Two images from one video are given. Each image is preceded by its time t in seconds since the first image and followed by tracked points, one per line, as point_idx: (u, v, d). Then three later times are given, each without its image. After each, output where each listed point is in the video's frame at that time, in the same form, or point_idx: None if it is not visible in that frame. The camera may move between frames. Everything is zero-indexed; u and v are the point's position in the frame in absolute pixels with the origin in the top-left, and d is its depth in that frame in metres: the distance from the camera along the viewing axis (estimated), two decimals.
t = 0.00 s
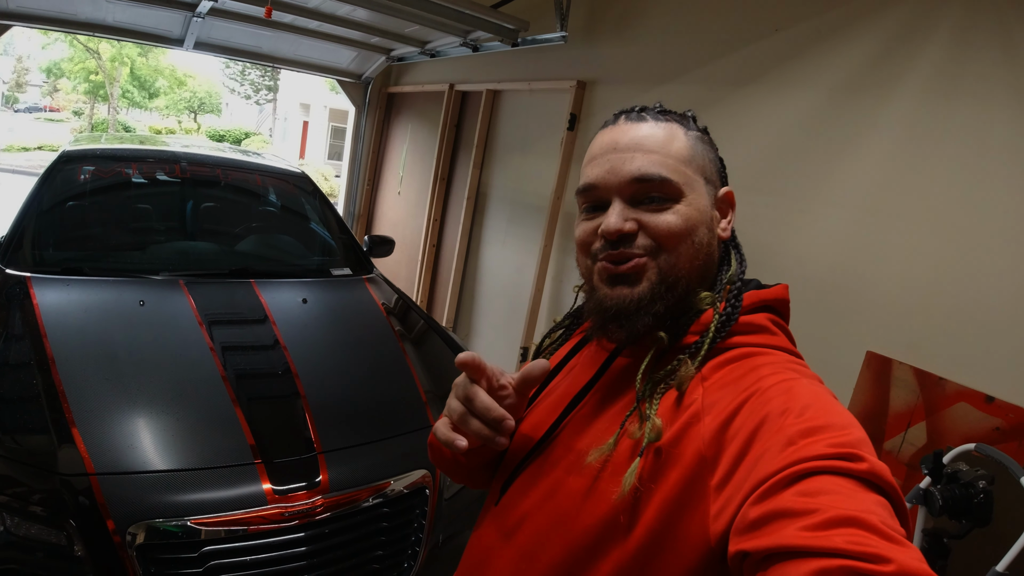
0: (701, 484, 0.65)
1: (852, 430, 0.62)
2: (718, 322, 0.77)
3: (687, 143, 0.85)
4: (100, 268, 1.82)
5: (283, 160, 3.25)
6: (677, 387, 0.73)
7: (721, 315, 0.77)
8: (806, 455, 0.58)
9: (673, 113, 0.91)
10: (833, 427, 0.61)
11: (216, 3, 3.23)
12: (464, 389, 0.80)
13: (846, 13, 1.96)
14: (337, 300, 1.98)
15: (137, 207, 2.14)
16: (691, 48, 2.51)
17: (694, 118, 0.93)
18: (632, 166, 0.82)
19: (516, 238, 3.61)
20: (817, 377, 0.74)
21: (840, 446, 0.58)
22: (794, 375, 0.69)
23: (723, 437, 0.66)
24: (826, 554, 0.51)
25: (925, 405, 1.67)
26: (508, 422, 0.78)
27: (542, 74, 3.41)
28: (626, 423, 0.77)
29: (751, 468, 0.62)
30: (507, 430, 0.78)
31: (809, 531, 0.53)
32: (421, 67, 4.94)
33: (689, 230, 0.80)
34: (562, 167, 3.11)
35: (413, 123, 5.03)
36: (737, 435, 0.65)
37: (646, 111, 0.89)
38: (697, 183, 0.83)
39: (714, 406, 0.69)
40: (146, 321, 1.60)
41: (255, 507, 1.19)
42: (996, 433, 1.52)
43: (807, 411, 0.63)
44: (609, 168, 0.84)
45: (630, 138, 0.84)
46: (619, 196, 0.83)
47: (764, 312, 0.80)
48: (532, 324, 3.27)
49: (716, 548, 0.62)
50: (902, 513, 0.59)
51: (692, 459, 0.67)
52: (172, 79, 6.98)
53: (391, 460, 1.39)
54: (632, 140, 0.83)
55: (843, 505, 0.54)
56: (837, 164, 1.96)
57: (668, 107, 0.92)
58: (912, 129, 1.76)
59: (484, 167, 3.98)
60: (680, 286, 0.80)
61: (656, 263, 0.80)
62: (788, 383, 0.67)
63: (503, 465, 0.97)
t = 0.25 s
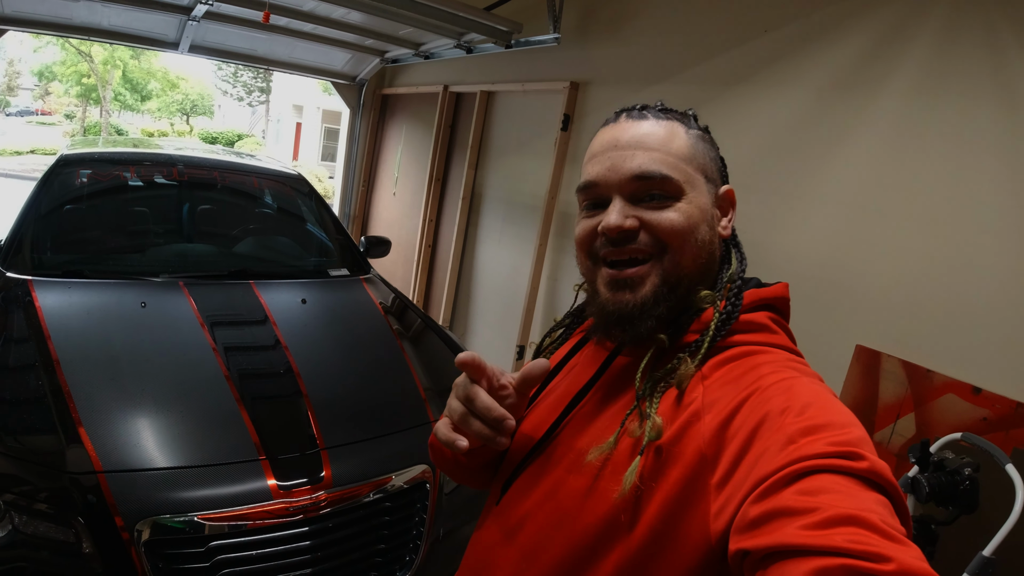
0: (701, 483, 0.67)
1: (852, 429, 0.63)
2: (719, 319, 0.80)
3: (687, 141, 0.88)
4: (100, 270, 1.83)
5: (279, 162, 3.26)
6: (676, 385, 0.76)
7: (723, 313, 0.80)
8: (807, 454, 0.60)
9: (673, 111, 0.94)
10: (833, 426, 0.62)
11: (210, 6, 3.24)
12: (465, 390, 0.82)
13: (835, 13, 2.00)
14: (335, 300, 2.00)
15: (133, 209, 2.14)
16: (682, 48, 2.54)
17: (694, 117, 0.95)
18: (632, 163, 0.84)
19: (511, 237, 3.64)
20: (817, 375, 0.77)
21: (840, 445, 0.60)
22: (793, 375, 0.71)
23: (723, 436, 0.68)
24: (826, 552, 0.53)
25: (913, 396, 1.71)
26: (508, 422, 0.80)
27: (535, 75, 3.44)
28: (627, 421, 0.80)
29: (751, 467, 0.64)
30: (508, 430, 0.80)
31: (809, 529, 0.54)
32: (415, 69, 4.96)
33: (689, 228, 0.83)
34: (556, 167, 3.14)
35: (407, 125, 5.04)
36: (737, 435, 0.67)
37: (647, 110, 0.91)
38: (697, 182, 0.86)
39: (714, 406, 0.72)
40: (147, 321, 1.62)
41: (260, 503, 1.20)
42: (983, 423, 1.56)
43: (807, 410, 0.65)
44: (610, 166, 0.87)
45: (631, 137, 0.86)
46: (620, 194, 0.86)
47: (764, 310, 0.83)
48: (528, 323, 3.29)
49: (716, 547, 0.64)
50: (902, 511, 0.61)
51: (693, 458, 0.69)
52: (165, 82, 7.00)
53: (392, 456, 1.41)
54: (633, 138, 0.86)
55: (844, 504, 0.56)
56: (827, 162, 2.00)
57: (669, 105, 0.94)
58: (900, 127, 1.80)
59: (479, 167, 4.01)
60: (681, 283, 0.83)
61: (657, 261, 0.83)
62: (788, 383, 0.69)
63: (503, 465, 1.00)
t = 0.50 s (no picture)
0: (701, 483, 0.68)
1: (852, 429, 0.64)
2: (717, 321, 0.81)
3: (687, 142, 0.89)
4: (102, 271, 1.85)
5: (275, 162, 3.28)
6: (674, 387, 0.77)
7: (721, 315, 0.81)
8: (806, 455, 0.60)
9: (672, 111, 0.95)
10: (832, 426, 0.63)
11: (206, 9, 3.25)
12: (472, 365, 0.84)
13: (823, 14, 2.03)
14: (333, 298, 2.02)
15: (132, 211, 2.16)
16: (674, 48, 2.57)
17: (693, 115, 0.96)
18: (631, 164, 0.86)
19: (506, 236, 3.66)
20: (815, 375, 0.78)
21: (839, 445, 0.60)
22: (792, 376, 0.72)
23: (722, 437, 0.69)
24: (826, 554, 0.53)
25: (899, 388, 1.76)
26: (515, 399, 0.81)
27: (529, 75, 3.46)
28: (624, 424, 0.81)
29: (751, 468, 0.64)
30: (514, 407, 0.81)
31: (809, 531, 0.55)
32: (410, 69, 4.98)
33: (687, 230, 0.85)
34: (550, 166, 3.16)
35: (402, 124, 5.06)
36: (736, 436, 0.68)
37: (646, 111, 0.93)
38: (695, 183, 0.87)
39: (713, 407, 0.72)
40: (150, 320, 1.64)
41: (265, 494, 1.23)
42: (967, 413, 1.61)
43: (806, 411, 0.66)
44: (609, 168, 0.88)
45: (630, 137, 0.88)
46: (619, 196, 0.87)
47: (762, 311, 0.84)
48: (523, 320, 3.33)
49: (715, 548, 0.64)
50: (902, 510, 0.61)
51: (692, 460, 0.69)
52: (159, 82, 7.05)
53: (392, 449, 1.44)
54: (631, 140, 0.87)
55: (843, 505, 0.56)
56: (816, 160, 2.04)
57: (668, 104, 0.95)
58: (887, 125, 1.84)
59: (474, 166, 4.03)
60: (679, 285, 0.85)
61: (656, 264, 0.84)
62: (785, 383, 0.70)
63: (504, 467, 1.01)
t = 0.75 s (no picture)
0: (699, 483, 0.68)
1: (849, 430, 0.64)
2: (717, 322, 0.82)
3: (690, 141, 0.88)
4: (103, 269, 1.88)
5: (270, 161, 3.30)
6: (673, 387, 0.78)
7: (720, 317, 0.82)
8: (804, 455, 0.61)
9: (676, 108, 0.94)
10: (830, 427, 0.63)
11: (200, 9, 3.27)
12: (484, 361, 0.79)
13: (809, 14, 2.08)
14: (330, 295, 2.05)
15: (129, 210, 2.18)
16: (664, 48, 2.61)
17: (697, 114, 0.96)
18: (634, 161, 0.85)
19: (500, 233, 3.70)
20: (813, 375, 0.78)
21: (837, 446, 0.61)
22: (790, 376, 0.73)
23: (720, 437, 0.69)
24: (824, 555, 0.53)
25: (882, 378, 1.82)
26: (528, 398, 0.77)
27: (521, 75, 3.50)
28: (623, 424, 0.81)
29: (749, 468, 0.65)
30: (528, 406, 0.77)
31: (807, 532, 0.55)
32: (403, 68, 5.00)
33: (689, 229, 0.84)
34: (543, 164, 3.20)
35: (395, 123, 5.09)
36: (734, 436, 0.69)
37: (650, 107, 0.92)
38: (698, 182, 0.86)
39: (711, 408, 0.73)
40: (151, 317, 1.67)
41: (267, 483, 1.27)
42: (948, 402, 1.67)
43: (805, 411, 0.66)
44: (612, 164, 0.87)
45: (634, 134, 0.87)
46: (621, 193, 0.86)
47: (761, 310, 0.85)
48: (517, 316, 3.37)
49: (712, 548, 0.65)
50: (900, 511, 0.61)
51: (690, 459, 0.70)
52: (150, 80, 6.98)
53: (391, 440, 1.48)
54: (635, 136, 0.86)
55: (840, 506, 0.56)
56: (803, 156, 2.08)
57: (672, 102, 0.95)
58: (872, 122, 1.88)
59: (467, 165, 4.07)
60: (679, 286, 0.84)
61: (656, 264, 0.84)
62: (784, 383, 0.71)
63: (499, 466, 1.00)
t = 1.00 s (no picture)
0: (700, 481, 0.70)
1: (851, 428, 0.66)
2: (720, 321, 0.84)
3: (693, 138, 0.89)
4: (100, 267, 1.89)
5: (261, 161, 3.32)
6: (677, 387, 0.80)
7: (724, 315, 0.84)
8: (807, 454, 0.62)
9: (681, 106, 0.95)
10: (831, 426, 0.65)
11: (192, 10, 3.28)
12: (488, 347, 0.83)
13: (791, 17, 2.14)
14: (324, 292, 2.08)
15: (122, 209, 2.19)
16: (651, 49, 2.67)
17: (702, 112, 0.97)
18: (636, 156, 0.86)
19: (490, 232, 3.75)
20: (814, 374, 0.80)
21: (838, 445, 0.62)
22: (792, 375, 0.75)
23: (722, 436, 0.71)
24: (825, 554, 0.55)
25: (862, 368, 1.89)
26: (531, 381, 0.81)
27: (510, 75, 3.54)
28: (624, 423, 0.83)
29: (751, 467, 0.67)
30: (531, 389, 0.81)
31: (808, 531, 0.56)
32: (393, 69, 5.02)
33: (690, 226, 0.85)
34: (532, 163, 3.25)
35: (386, 123, 5.10)
36: (736, 435, 0.71)
37: (655, 105, 0.93)
38: (700, 180, 0.87)
39: (713, 407, 0.75)
40: (148, 313, 1.69)
41: (266, 472, 1.30)
42: (925, 391, 1.74)
43: (806, 410, 0.68)
44: (614, 160, 0.88)
45: (636, 130, 0.88)
46: (622, 189, 0.87)
47: (764, 309, 0.87)
48: (507, 314, 3.41)
49: (714, 546, 0.67)
50: (901, 510, 0.62)
51: (692, 458, 0.72)
52: (137, 81, 6.94)
53: (386, 431, 1.52)
54: (638, 132, 0.87)
55: (842, 504, 0.58)
56: (786, 155, 2.14)
57: (678, 100, 0.96)
58: (852, 121, 1.94)
59: (457, 164, 4.10)
60: (680, 284, 0.85)
61: (656, 261, 0.84)
62: (785, 382, 0.73)
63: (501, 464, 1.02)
